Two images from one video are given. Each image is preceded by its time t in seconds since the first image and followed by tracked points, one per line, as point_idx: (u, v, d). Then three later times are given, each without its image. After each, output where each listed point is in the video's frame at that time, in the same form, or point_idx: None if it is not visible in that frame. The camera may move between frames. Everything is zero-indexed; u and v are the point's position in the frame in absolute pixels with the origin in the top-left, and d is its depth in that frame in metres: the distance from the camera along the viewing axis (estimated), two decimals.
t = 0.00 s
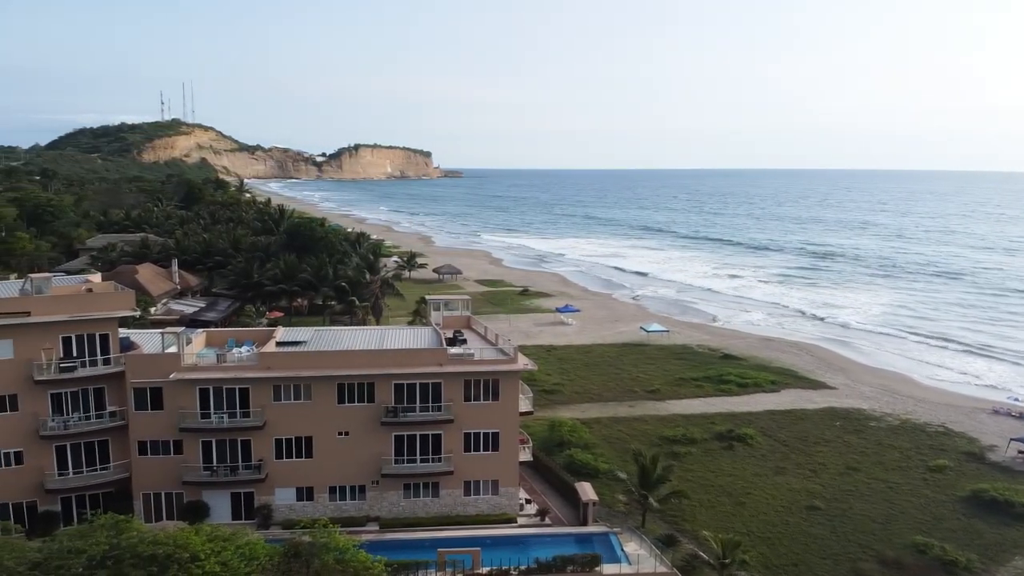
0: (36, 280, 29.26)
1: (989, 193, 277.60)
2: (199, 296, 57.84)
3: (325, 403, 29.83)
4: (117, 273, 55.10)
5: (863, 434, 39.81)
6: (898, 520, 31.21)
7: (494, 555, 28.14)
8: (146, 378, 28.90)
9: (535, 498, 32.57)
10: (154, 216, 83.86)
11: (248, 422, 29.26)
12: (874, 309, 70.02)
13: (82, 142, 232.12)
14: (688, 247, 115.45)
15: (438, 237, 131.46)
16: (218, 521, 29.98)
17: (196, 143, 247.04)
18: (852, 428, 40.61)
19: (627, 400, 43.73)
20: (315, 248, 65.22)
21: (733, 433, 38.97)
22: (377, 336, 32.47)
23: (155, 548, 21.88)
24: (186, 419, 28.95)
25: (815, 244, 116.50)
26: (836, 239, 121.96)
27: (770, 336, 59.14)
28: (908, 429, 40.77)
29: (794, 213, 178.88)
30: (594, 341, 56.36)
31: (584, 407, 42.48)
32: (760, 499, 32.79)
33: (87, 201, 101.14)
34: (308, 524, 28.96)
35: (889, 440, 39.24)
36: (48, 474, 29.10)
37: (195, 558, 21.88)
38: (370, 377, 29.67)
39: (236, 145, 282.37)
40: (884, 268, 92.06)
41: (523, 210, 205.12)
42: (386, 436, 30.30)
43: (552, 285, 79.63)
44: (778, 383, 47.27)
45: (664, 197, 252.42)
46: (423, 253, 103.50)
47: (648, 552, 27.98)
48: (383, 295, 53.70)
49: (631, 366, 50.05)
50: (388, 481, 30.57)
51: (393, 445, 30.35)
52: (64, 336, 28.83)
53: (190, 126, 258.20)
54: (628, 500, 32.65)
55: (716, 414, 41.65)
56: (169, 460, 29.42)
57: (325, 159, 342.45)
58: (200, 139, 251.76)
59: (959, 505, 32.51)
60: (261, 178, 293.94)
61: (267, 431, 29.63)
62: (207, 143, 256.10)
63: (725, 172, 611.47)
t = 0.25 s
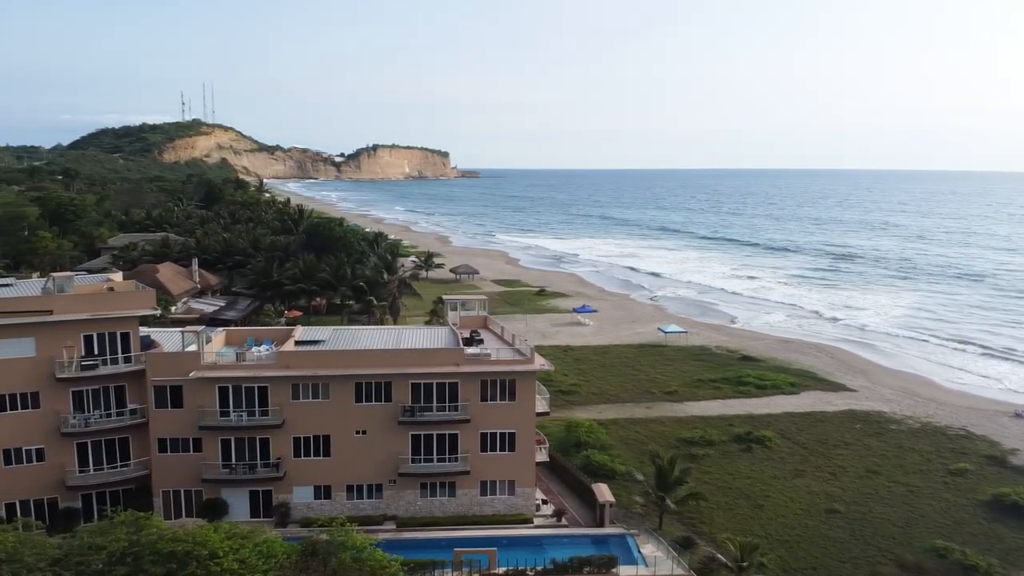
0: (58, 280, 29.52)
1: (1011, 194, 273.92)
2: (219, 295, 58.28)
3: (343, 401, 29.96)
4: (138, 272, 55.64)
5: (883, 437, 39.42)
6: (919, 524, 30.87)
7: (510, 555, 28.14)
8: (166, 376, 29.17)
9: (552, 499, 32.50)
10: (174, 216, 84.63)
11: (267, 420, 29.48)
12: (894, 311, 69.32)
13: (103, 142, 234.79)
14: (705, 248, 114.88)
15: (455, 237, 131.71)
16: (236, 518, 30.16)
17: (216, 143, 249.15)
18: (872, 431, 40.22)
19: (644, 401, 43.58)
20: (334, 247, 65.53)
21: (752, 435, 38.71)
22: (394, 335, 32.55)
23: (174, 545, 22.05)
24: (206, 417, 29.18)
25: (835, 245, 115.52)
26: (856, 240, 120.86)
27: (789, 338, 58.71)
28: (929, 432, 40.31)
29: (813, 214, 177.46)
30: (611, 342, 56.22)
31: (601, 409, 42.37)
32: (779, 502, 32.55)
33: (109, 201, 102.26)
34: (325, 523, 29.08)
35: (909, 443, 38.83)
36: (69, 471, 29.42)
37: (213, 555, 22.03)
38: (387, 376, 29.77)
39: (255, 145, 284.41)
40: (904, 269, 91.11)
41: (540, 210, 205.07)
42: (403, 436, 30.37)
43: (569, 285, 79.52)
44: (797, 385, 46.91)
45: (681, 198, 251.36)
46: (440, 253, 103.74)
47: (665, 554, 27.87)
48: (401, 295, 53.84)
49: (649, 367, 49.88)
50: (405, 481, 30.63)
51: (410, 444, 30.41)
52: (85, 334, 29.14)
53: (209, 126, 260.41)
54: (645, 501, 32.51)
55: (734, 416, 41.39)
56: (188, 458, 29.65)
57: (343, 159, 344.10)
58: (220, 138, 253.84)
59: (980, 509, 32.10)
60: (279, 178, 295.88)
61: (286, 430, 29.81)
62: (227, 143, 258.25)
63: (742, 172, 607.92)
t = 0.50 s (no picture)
0: (80, 279, 29.79)
1: None
2: (239, 294, 58.72)
3: (360, 400, 30.12)
4: (159, 271, 56.17)
5: (904, 440, 39.01)
6: (940, 528, 30.50)
7: (527, 556, 28.13)
8: (186, 374, 29.49)
9: (569, 500, 32.43)
10: (195, 215, 85.36)
11: (285, 418, 29.70)
12: (914, 313, 68.56)
13: (125, 142, 237.40)
14: (723, 248, 114.26)
15: (472, 237, 131.88)
16: (255, 516, 30.36)
17: (236, 143, 251.18)
18: (893, 434, 39.83)
19: (662, 402, 43.41)
20: (352, 247, 65.79)
21: (771, 437, 38.44)
22: (412, 335, 32.65)
23: (193, 542, 22.25)
24: (225, 415, 29.45)
25: (855, 246, 114.45)
26: (876, 242, 119.68)
27: (808, 340, 58.26)
28: (951, 435, 39.83)
29: (833, 215, 175.95)
30: (629, 342, 56.05)
31: (618, 409, 42.26)
32: (798, 504, 32.30)
33: (131, 200, 103.39)
34: (343, 521, 29.22)
35: (930, 446, 38.40)
36: (90, 468, 29.73)
37: (231, 553, 22.18)
38: (405, 376, 29.87)
39: (274, 145, 286.42)
40: (926, 271, 90.09)
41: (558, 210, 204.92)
42: (421, 435, 30.45)
43: (587, 286, 79.37)
44: (816, 387, 46.52)
45: (699, 198, 250.14)
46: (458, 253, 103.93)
47: (682, 557, 27.75)
48: (419, 294, 53.94)
49: (667, 368, 49.67)
50: (422, 480, 30.69)
51: (428, 444, 30.48)
52: (107, 332, 29.47)
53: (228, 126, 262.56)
54: (662, 503, 32.39)
55: (753, 418, 41.12)
56: (208, 456, 29.90)
57: (361, 159, 345.59)
58: (240, 138, 255.85)
59: (1002, 514, 31.67)
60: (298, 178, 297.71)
61: (304, 428, 30.02)
62: (247, 143, 260.22)
63: (760, 172, 604.05)
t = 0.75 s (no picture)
0: (101, 278, 30.05)
1: None
2: (258, 293, 59.11)
3: (377, 399, 30.22)
4: (179, 270, 56.67)
5: (925, 443, 38.59)
6: (960, 532, 30.15)
7: (543, 556, 28.07)
8: (206, 373, 29.76)
9: (585, 501, 32.35)
10: (215, 215, 86.07)
11: (303, 417, 29.86)
12: (935, 314, 67.82)
13: (146, 143, 239.95)
14: (741, 249, 113.62)
15: (489, 237, 132.06)
16: (273, 514, 30.52)
17: (256, 144, 253.14)
18: (913, 437, 39.41)
19: (680, 404, 43.23)
20: (370, 247, 66.04)
21: (789, 440, 38.17)
22: (429, 334, 32.71)
23: (212, 539, 22.39)
24: (244, 413, 29.69)
25: (875, 247, 113.40)
26: (897, 243, 118.53)
27: (827, 341, 57.80)
28: (972, 439, 39.36)
29: (854, 215, 174.35)
30: (646, 343, 55.85)
31: (636, 410, 42.13)
32: (817, 507, 32.03)
33: (153, 200, 104.50)
34: (360, 520, 29.32)
35: (951, 449, 37.96)
36: (111, 465, 30.03)
37: (250, 550, 22.31)
38: (422, 375, 29.95)
39: (293, 146, 288.37)
40: (947, 272, 89.07)
41: (576, 211, 204.72)
42: (437, 434, 30.50)
43: (604, 286, 79.20)
44: (836, 389, 46.13)
45: (717, 198, 248.85)
46: (475, 253, 104.09)
47: (699, 559, 27.62)
48: (436, 294, 54.02)
49: (685, 369, 49.45)
50: (438, 479, 30.72)
51: (444, 443, 30.52)
52: (127, 331, 29.76)
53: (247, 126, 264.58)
54: (680, 505, 32.25)
55: (772, 420, 40.84)
56: (227, 453, 30.13)
57: (379, 159, 346.96)
58: (259, 139, 257.83)
59: None
60: (316, 177, 299.40)
61: (322, 427, 30.18)
62: (266, 144, 262.22)
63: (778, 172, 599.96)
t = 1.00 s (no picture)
0: (123, 277, 30.27)
1: None
2: (277, 293, 59.51)
3: (395, 398, 30.34)
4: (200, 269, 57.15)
5: (946, 446, 38.19)
6: (983, 537, 29.79)
7: (559, 557, 28.04)
8: (225, 371, 30.03)
9: (602, 502, 32.27)
10: (235, 214, 86.72)
11: (321, 415, 30.04)
12: (957, 317, 67.05)
13: (167, 144, 242.46)
14: (759, 250, 112.90)
15: (506, 237, 132.20)
16: (291, 512, 30.71)
17: (275, 144, 254.96)
18: (934, 440, 39.01)
19: (698, 405, 43.04)
20: (388, 246, 66.26)
21: (808, 442, 37.89)
22: (446, 334, 32.77)
23: (230, 537, 22.59)
24: (263, 411, 29.92)
25: (895, 248, 112.30)
26: (918, 244, 117.31)
27: (847, 343, 57.31)
28: (995, 442, 38.87)
29: (874, 216, 172.72)
30: (663, 344, 55.64)
31: (653, 412, 41.99)
32: (836, 511, 31.78)
33: (174, 199, 105.48)
34: (377, 518, 29.43)
35: (973, 453, 37.54)
36: (131, 462, 30.32)
37: (267, 547, 22.45)
38: (439, 375, 30.00)
39: (311, 146, 290.18)
40: (969, 274, 88.02)
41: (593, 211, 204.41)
42: (454, 434, 30.56)
43: (621, 287, 79.00)
44: (856, 391, 45.74)
45: (735, 198, 247.45)
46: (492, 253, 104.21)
47: (717, 562, 27.50)
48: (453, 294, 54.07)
49: (703, 371, 49.22)
50: (455, 478, 30.77)
51: (461, 443, 30.57)
52: (148, 329, 30.06)
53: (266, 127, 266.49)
54: (697, 507, 32.11)
55: (791, 423, 40.57)
56: (246, 451, 30.39)
57: (397, 160, 348.18)
58: (278, 139, 259.72)
59: None
60: (334, 177, 300.98)
61: (340, 425, 30.34)
62: (285, 144, 264.04)
63: (796, 173, 595.69)
